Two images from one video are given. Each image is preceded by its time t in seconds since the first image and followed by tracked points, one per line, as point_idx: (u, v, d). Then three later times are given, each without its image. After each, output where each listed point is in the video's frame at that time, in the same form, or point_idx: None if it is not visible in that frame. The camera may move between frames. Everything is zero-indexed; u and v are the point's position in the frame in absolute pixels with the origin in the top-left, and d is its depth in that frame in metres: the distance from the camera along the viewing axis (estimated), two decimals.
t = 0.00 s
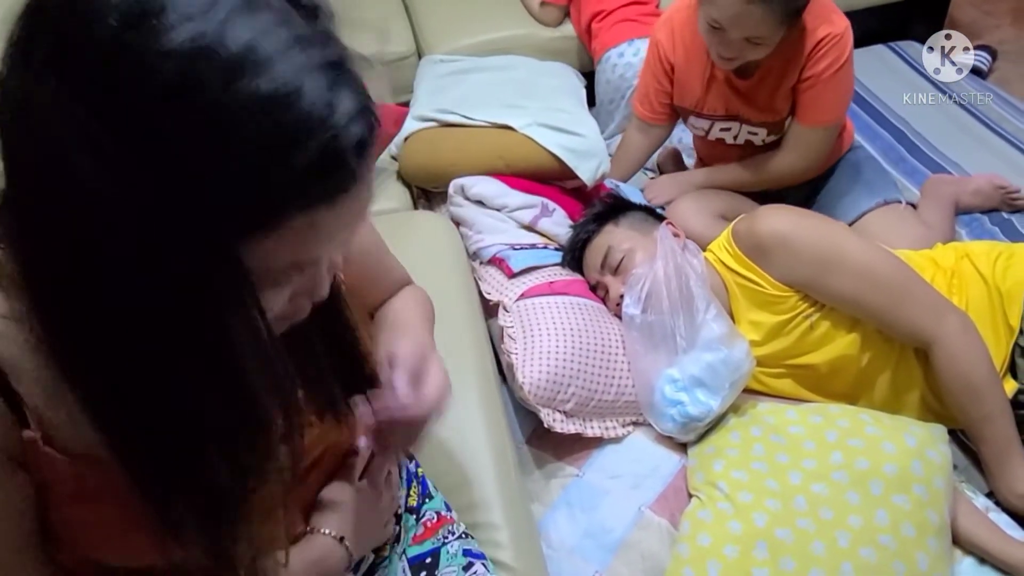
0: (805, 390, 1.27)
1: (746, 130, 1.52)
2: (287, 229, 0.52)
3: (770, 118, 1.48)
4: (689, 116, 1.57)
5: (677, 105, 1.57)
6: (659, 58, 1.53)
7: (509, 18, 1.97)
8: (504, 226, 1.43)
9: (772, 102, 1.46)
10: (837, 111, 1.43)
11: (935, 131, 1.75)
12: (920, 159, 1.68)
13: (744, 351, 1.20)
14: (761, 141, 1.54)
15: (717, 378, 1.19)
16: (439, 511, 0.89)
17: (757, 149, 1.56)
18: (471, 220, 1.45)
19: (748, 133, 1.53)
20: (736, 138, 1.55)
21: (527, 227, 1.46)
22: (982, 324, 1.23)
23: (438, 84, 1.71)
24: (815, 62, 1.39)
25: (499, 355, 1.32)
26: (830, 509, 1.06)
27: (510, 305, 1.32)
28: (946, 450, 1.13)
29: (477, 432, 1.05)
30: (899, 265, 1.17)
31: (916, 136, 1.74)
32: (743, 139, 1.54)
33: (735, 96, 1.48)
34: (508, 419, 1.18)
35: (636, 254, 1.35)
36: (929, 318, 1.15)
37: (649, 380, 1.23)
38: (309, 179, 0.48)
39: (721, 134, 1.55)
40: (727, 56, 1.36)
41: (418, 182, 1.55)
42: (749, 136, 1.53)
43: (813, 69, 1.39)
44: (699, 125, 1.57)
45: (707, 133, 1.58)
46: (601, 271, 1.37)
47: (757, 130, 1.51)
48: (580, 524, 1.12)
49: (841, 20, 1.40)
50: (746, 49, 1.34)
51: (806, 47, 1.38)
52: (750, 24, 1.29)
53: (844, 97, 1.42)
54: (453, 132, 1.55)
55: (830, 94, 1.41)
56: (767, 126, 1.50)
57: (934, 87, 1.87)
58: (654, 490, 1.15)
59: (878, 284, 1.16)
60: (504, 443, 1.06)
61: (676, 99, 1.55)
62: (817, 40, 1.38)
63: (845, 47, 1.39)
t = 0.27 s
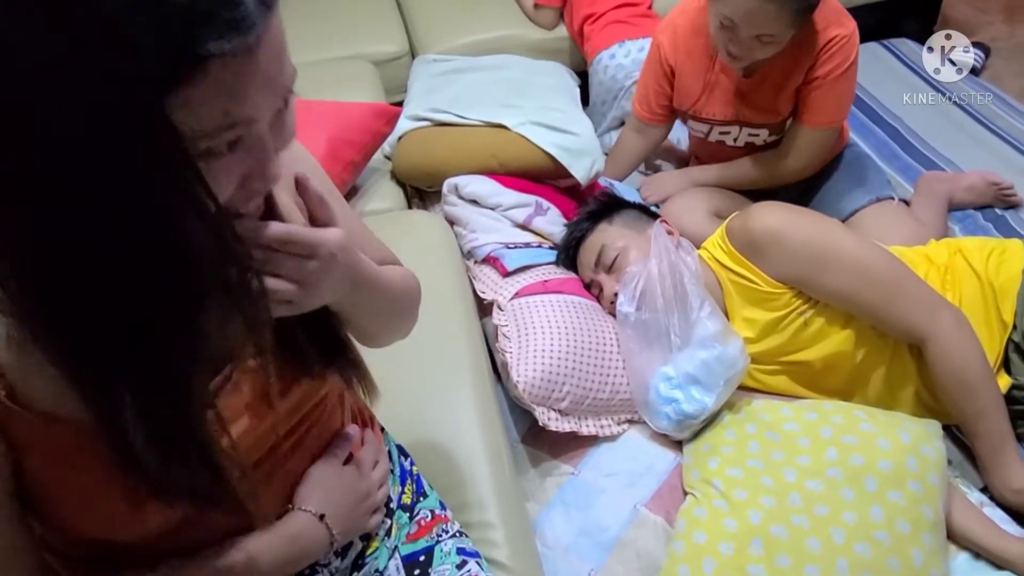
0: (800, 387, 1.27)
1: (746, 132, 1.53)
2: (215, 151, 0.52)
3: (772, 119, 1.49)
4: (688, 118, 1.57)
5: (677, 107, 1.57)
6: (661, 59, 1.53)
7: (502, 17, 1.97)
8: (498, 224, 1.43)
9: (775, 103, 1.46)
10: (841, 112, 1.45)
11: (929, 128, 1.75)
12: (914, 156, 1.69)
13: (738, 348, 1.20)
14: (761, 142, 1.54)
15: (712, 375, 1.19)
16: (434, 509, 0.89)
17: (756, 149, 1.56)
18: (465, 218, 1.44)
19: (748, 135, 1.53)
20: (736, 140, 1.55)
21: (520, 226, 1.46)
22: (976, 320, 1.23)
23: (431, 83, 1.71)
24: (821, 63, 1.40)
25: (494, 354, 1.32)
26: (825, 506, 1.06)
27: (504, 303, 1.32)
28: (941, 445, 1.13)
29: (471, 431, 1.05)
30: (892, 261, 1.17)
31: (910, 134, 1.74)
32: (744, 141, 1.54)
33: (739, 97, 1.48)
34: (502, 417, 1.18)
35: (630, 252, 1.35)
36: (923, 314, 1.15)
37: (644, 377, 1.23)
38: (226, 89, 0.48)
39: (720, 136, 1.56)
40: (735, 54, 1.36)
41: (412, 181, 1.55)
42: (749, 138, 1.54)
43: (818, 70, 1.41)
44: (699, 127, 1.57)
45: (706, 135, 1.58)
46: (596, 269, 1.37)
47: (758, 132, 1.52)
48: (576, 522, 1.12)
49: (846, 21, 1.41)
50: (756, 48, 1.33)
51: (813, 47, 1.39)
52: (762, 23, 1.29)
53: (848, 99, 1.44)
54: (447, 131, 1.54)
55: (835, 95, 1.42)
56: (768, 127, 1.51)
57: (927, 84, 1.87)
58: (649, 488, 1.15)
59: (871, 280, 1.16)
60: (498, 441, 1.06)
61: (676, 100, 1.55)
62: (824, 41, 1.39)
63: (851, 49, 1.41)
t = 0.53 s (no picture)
0: (797, 384, 1.27)
1: (746, 132, 1.53)
2: (181, 115, 0.51)
3: (773, 119, 1.49)
4: (688, 115, 1.56)
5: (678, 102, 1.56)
6: (668, 53, 1.52)
7: (498, 16, 1.96)
8: (493, 223, 1.43)
9: (779, 102, 1.47)
10: (841, 115, 1.47)
11: (924, 126, 1.75)
12: (909, 153, 1.69)
13: (733, 345, 1.20)
14: (759, 142, 1.54)
15: (707, 373, 1.19)
16: (428, 507, 0.89)
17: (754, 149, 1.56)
18: (461, 217, 1.44)
19: (747, 135, 1.53)
20: (734, 140, 1.55)
21: (516, 224, 1.46)
22: (971, 317, 1.23)
23: (427, 82, 1.71)
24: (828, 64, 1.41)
25: (490, 352, 1.31)
26: (821, 503, 1.06)
27: (500, 301, 1.32)
28: (937, 441, 1.13)
29: (466, 429, 1.04)
30: (887, 257, 1.17)
31: (905, 131, 1.74)
32: (743, 140, 1.54)
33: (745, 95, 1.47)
34: (498, 415, 1.18)
35: (625, 250, 1.35)
36: (918, 311, 1.16)
37: (640, 375, 1.23)
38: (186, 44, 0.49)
39: (719, 135, 1.55)
40: (754, 51, 1.35)
41: (407, 180, 1.54)
42: (748, 138, 1.54)
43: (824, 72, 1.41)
44: (698, 125, 1.56)
45: (704, 134, 1.58)
46: (591, 267, 1.36)
47: (757, 132, 1.52)
48: (572, 521, 1.12)
49: (853, 23, 1.42)
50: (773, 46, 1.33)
51: (823, 48, 1.40)
52: (784, 19, 1.28)
53: (848, 103, 1.46)
54: (443, 129, 1.54)
55: (838, 98, 1.44)
56: (769, 127, 1.51)
57: (922, 81, 1.87)
58: (645, 486, 1.15)
59: (866, 277, 1.16)
60: (493, 439, 1.05)
61: (679, 95, 1.55)
62: (834, 42, 1.40)
63: (856, 52, 1.42)
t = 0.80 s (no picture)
0: (797, 382, 1.26)
1: (738, 133, 1.52)
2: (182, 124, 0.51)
3: (763, 121, 1.49)
4: (682, 117, 1.56)
5: (670, 106, 1.56)
6: (657, 57, 1.52)
7: (497, 13, 1.96)
8: (492, 220, 1.42)
9: (769, 106, 1.46)
10: (833, 117, 1.45)
11: (923, 124, 1.75)
12: (908, 152, 1.69)
13: (733, 343, 1.20)
14: (752, 143, 1.54)
15: (707, 371, 1.19)
16: (427, 506, 0.89)
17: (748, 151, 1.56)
18: (460, 214, 1.44)
19: (740, 136, 1.53)
20: (728, 141, 1.55)
21: (515, 222, 1.45)
22: (972, 315, 1.23)
23: (426, 79, 1.70)
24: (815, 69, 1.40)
25: (489, 350, 1.31)
26: (822, 501, 1.05)
27: (499, 299, 1.31)
28: (937, 440, 1.13)
29: (465, 428, 1.04)
30: (887, 255, 1.17)
31: (905, 129, 1.74)
32: (736, 143, 1.54)
33: (734, 100, 1.47)
34: (497, 413, 1.18)
35: (625, 248, 1.34)
36: (918, 309, 1.15)
37: (640, 373, 1.22)
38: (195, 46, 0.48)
39: (712, 136, 1.55)
40: (731, 60, 1.35)
41: (406, 177, 1.54)
42: (741, 139, 1.53)
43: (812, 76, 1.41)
44: (691, 126, 1.56)
45: (698, 135, 1.57)
46: (591, 265, 1.36)
47: (750, 134, 1.52)
48: (571, 519, 1.11)
49: (841, 26, 1.41)
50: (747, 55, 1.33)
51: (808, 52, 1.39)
52: (757, 31, 1.29)
53: (838, 105, 1.44)
54: (442, 126, 1.54)
55: (827, 101, 1.43)
56: (761, 129, 1.50)
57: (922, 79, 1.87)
58: (645, 484, 1.14)
59: (867, 275, 1.16)
60: (492, 437, 1.05)
61: (670, 98, 1.55)
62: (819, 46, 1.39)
63: (845, 55, 1.41)
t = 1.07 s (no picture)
0: (797, 382, 1.26)
1: (736, 137, 1.52)
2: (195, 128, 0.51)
3: (761, 126, 1.48)
4: (680, 119, 1.56)
5: (670, 108, 1.56)
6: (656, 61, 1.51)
7: (498, 11, 1.96)
8: (493, 220, 1.42)
9: (767, 112, 1.46)
10: (831, 124, 1.45)
11: (924, 124, 1.75)
12: (909, 152, 1.69)
13: (734, 343, 1.20)
14: (750, 146, 1.54)
15: (708, 371, 1.18)
16: (429, 506, 0.89)
17: (748, 154, 1.56)
18: (460, 213, 1.44)
19: (737, 140, 1.53)
20: (726, 144, 1.55)
21: (516, 221, 1.45)
22: (972, 315, 1.23)
23: (426, 78, 1.70)
24: (812, 77, 1.39)
25: (489, 350, 1.31)
26: (823, 502, 1.05)
27: (500, 299, 1.31)
28: (938, 440, 1.13)
29: (467, 428, 1.04)
30: (888, 255, 1.17)
31: (905, 129, 1.74)
32: (734, 146, 1.54)
33: (732, 105, 1.47)
34: (498, 412, 1.17)
35: (626, 247, 1.34)
36: (919, 309, 1.15)
37: (641, 373, 1.22)
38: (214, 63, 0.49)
39: (711, 139, 1.55)
40: (724, 68, 1.35)
41: (407, 177, 1.53)
42: (739, 143, 1.53)
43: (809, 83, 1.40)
44: (689, 128, 1.56)
45: (697, 137, 1.57)
46: (592, 265, 1.36)
47: (747, 138, 1.52)
48: (572, 519, 1.11)
49: (840, 32, 1.40)
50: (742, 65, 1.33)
51: (805, 60, 1.38)
52: (748, 41, 1.29)
53: (836, 112, 1.43)
54: (443, 126, 1.54)
55: (825, 108, 1.42)
56: (759, 133, 1.50)
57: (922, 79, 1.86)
58: (646, 484, 1.14)
59: (868, 275, 1.16)
60: (494, 437, 1.05)
61: (669, 101, 1.55)
62: (816, 54, 1.38)
63: (843, 60, 1.40)
